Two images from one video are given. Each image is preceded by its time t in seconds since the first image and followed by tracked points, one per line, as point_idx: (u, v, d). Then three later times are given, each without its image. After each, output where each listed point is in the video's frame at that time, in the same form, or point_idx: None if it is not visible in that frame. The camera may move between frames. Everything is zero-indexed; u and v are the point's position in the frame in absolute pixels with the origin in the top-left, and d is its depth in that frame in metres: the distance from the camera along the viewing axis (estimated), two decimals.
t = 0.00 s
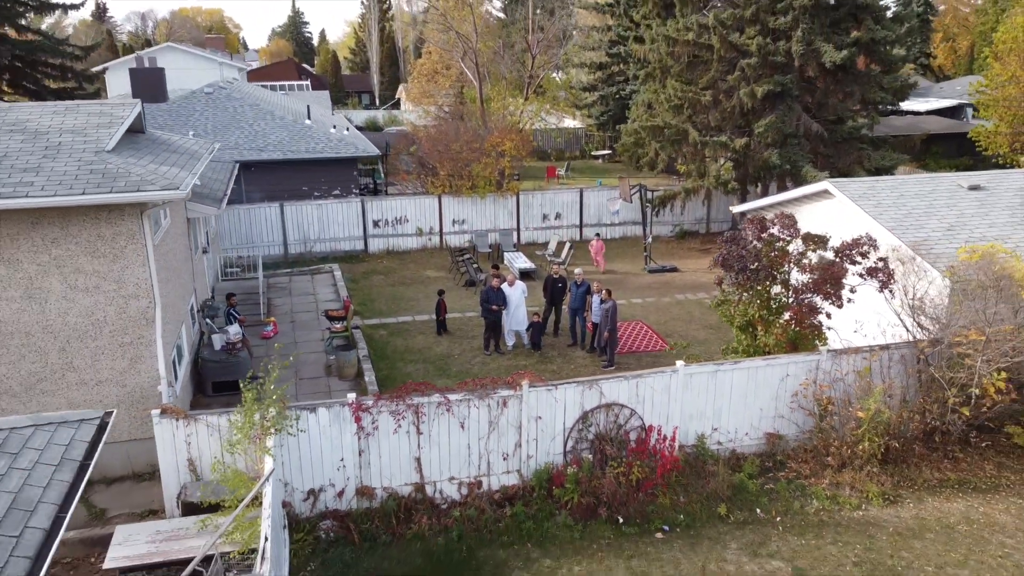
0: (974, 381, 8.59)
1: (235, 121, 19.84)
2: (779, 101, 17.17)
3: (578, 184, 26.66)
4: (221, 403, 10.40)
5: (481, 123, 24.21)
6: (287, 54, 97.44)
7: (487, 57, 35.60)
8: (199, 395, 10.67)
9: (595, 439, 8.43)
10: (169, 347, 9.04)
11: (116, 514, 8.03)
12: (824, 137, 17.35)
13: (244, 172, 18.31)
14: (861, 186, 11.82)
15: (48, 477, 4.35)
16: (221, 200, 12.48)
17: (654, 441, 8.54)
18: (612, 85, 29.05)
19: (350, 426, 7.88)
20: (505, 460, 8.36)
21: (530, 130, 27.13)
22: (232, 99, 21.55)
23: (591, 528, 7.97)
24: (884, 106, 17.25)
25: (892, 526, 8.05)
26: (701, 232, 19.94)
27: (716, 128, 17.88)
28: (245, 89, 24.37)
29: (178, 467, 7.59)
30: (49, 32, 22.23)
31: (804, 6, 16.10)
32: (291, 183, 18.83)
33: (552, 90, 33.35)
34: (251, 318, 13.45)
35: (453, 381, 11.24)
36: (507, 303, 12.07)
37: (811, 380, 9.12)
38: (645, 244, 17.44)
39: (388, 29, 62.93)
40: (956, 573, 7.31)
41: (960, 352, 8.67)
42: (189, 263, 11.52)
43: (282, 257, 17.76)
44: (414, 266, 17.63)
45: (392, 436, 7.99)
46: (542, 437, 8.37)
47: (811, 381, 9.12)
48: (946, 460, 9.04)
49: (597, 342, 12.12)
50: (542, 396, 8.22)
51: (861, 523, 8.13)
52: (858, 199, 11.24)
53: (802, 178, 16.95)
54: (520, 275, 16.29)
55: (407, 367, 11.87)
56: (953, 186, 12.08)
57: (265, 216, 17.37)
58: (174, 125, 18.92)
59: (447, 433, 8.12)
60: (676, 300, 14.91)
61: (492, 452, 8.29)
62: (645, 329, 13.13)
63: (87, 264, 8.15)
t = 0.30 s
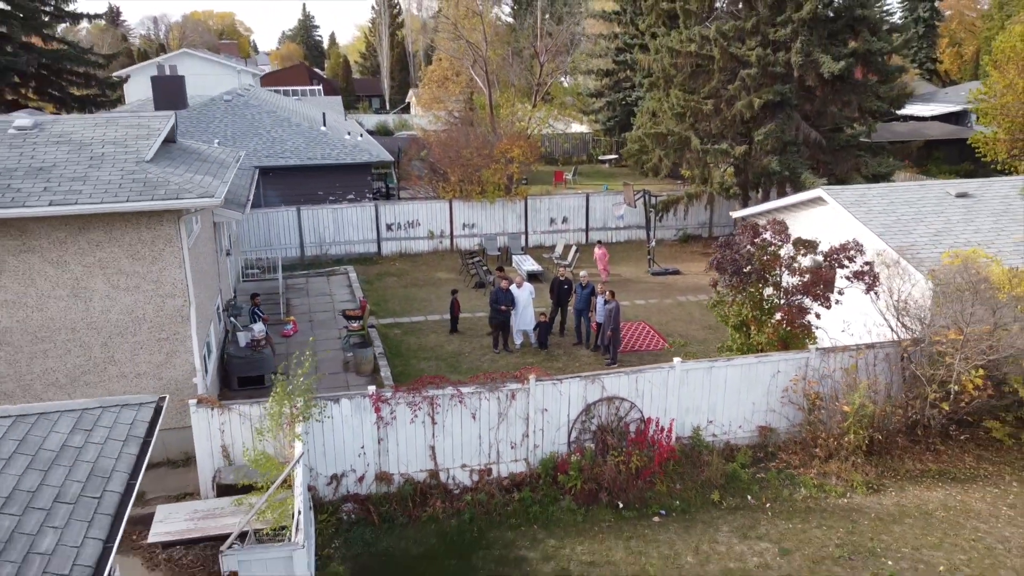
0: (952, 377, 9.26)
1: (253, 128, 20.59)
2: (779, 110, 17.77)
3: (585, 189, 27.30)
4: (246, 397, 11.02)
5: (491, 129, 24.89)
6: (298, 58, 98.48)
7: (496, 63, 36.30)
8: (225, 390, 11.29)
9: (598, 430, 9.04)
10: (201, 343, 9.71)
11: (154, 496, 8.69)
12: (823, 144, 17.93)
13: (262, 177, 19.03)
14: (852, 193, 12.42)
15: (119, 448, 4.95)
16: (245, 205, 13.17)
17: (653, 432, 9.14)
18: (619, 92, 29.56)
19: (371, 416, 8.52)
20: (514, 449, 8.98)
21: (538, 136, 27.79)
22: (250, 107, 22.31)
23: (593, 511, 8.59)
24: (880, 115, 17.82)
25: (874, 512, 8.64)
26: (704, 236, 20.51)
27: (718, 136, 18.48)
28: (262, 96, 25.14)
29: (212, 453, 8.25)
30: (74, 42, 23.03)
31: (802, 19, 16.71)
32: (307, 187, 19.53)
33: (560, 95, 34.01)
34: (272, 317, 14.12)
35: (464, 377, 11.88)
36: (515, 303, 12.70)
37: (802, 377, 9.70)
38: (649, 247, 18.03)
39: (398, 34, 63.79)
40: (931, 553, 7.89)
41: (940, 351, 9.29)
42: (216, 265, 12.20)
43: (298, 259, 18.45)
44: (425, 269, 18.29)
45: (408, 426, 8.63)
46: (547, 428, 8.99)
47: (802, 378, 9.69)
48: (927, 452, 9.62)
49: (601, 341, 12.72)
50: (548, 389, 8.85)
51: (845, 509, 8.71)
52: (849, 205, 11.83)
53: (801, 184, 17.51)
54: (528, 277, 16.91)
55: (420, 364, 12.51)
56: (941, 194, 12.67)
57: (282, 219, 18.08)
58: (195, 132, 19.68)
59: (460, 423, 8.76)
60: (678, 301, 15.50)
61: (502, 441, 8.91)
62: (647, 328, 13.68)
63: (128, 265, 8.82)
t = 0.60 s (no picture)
0: (930, 374, 9.91)
1: (267, 134, 21.30)
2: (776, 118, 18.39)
3: (588, 193, 27.96)
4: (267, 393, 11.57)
5: (496, 135, 25.58)
6: (304, 61, 99.36)
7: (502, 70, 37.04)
8: (246, 386, 11.83)
9: (597, 423, 9.67)
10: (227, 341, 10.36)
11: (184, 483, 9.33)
12: (818, 151, 18.57)
13: (276, 182, 19.73)
14: (842, 201, 13.03)
15: (172, 429, 5.54)
16: (264, 210, 13.85)
17: (650, 425, 9.77)
18: (622, 98, 30.28)
19: (386, 409, 9.17)
20: (519, 440, 9.62)
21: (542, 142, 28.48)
22: (264, 114, 23.04)
23: (593, 498, 9.24)
24: (873, 123, 18.48)
25: (855, 500, 9.27)
26: (704, 240, 21.14)
27: (716, 143, 19.12)
28: (274, 103, 25.86)
29: (239, 442, 8.91)
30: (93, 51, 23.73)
31: (798, 31, 17.35)
32: (319, 193, 20.22)
33: (564, 102, 34.75)
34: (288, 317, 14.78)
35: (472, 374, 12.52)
36: (521, 305, 13.35)
37: (790, 374, 10.31)
38: (649, 251, 18.66)
39: (404, 38, 64.57)
40: (906, 536, 8.52)
41: (920, 349, 9.93)
42: (237, 267, 12.85)
43: (311, 261, 19.13)
44: (433, 271, 18.95)
45: (421, 418, 9.28)
46: (550, 421, 9.64)
47: (790, 375, 10.30)
48: (908, 445, 10.26)
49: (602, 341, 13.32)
50: (551, 384, 9.50)
51: (828, 497, 9.34)
52: (838, 212, 12.45)
53: (796, 189, 18.14)
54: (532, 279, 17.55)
55: (430, 362, 13.14)
56: (927, 201, 13.31)
57: (296, 223, 18.76)
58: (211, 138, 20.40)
59: (469, 416, 9.40)
60: (677, 303, 16.13)
61: (508, 433, 9.56)
62: (645, 328, 14.29)
63: (161, 268, 9.47)
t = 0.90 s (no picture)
0: (908, 371, 10.57)
1: (276, 141, 21.99)
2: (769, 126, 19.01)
3: (588, 197, 28.66)
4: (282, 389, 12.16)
5: (498, 141, 26.27)
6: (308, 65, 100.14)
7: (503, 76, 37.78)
8: (262, 382, 12.42)
9: (594, 417, 10.31)
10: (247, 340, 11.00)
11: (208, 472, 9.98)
12: (810, 158, 19.22)
13: (286, 188, 20.41)
14: (829, 207, 13.66)
15: (209, 417, 6.14)
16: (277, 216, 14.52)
17: (643, 418, 10.41)
18: (621, 103, 30.97)
19: (397, 403, 9.81)
20: (521, 433, 10.27)
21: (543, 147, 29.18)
22: (273, 121, 23.74)
23: (591, 487, 9.88)
24: (862, 131, 19.14)
25: (836, 488, 9.91)
26: (700, 243, 21.82)
27: (712, 150, 19.78)
28: (282, 110, 26.56)
29: (260, 433, 9.56)
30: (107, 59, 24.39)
31: (789, 42, 18.02)
32: (328, 198, 20.89)
33: (565, 107, 35.49)
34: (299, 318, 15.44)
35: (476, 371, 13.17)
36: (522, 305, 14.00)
37: (777, 371, 10.94)
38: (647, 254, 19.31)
39: (407, 43, 65.38)
40: (881, 521, 9.16)
41: (897, 347, 10.59)
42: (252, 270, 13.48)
43: (319, 264, 19.80)
44: (438, 273, 19.62)
45: (429, 412, 9.92)
46: (551, 414, 10.28)
47: (777, 372, 10.93)
48: (887, 438, 10.92)
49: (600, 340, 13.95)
50: (551, 380, 10.15)
51: (810, 486, 9.98)
52: (824, 218, 13.10)
53: (788, 195, 18.80)
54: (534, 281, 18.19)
55: (436, 360, 13.78)
56: (911, 207, 13.99)
57: (305, 228, 19.43)
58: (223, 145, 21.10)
59: (474, 409, 10.05)
60: (672, 305, 16.78)
61: (511, 425, 10.20)
62: (642, 327, 14.92)
63: (186, 271, 10.11)
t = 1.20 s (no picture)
0: (886, 369, 11.21)
1: (284, 147, 22.69)
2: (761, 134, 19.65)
3: (587, 201, 29.34)
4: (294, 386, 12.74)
5: (499, 147, 26.95)
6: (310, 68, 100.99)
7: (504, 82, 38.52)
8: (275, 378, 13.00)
9: (590, 411, 10.94)
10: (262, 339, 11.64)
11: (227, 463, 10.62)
12: (800, 164, 19.88)
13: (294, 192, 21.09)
14: (814, 214, 14.30)
15: (239, 406, 6.77)
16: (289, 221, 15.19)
17: (636, 412, 11.04)
18: (619, 109, 31.63)
19: (404, 397, 10.44)
20: (521, 426, 10.90)
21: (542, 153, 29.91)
22: (280, 127, 24.44)
23: (586, 476, 10.53)
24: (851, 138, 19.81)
25: (817, 478, 10.55)
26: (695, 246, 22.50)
27: (705, 157, 20.45)
28: (289, 117, 27.27)
29: (277, 425, 10.21)
30: (119, 67, 25.06)
31: (780, 54, 18.68)
32: (334, 202, 21.56)
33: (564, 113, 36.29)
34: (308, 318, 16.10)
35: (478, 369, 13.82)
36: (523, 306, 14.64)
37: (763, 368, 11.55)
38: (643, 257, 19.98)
39: (409, 47, 66.17)
40: (858, 508, 9.81)
41: (875, 346, 11.24)
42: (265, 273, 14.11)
43: (326, 266, 20.46)
44: (441, 275, 20.29)
45: (435, 406, 10.56)
46: (549, 409, 10.93)
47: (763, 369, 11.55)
48: (867, 431, 11.56)
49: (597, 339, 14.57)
50: (549, 376, 10.79)
51: (793, 476, 10.63)
52: (810, 223, 13.74)
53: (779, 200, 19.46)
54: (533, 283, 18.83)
55: (440, 358, 14.42)
56: (893, 213, 14.68)
57: (312, 231, 20.09)
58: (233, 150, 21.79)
59: (476, 404, 10.68)
60: (667, 306, 17.42)
61: (511, 419, 10.84)
62: (637, 328, 15.54)
63: (206, 274, 10.75)
